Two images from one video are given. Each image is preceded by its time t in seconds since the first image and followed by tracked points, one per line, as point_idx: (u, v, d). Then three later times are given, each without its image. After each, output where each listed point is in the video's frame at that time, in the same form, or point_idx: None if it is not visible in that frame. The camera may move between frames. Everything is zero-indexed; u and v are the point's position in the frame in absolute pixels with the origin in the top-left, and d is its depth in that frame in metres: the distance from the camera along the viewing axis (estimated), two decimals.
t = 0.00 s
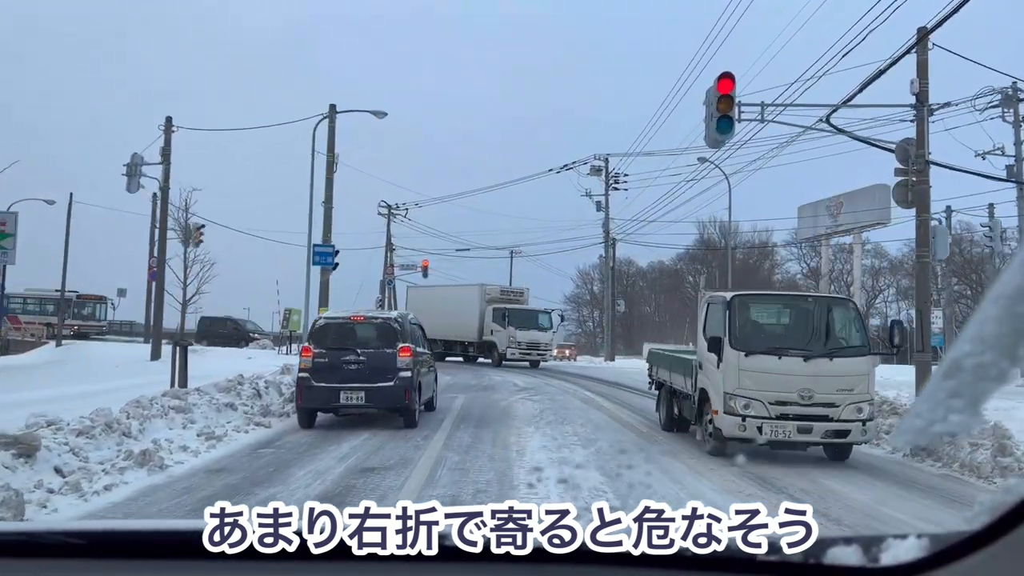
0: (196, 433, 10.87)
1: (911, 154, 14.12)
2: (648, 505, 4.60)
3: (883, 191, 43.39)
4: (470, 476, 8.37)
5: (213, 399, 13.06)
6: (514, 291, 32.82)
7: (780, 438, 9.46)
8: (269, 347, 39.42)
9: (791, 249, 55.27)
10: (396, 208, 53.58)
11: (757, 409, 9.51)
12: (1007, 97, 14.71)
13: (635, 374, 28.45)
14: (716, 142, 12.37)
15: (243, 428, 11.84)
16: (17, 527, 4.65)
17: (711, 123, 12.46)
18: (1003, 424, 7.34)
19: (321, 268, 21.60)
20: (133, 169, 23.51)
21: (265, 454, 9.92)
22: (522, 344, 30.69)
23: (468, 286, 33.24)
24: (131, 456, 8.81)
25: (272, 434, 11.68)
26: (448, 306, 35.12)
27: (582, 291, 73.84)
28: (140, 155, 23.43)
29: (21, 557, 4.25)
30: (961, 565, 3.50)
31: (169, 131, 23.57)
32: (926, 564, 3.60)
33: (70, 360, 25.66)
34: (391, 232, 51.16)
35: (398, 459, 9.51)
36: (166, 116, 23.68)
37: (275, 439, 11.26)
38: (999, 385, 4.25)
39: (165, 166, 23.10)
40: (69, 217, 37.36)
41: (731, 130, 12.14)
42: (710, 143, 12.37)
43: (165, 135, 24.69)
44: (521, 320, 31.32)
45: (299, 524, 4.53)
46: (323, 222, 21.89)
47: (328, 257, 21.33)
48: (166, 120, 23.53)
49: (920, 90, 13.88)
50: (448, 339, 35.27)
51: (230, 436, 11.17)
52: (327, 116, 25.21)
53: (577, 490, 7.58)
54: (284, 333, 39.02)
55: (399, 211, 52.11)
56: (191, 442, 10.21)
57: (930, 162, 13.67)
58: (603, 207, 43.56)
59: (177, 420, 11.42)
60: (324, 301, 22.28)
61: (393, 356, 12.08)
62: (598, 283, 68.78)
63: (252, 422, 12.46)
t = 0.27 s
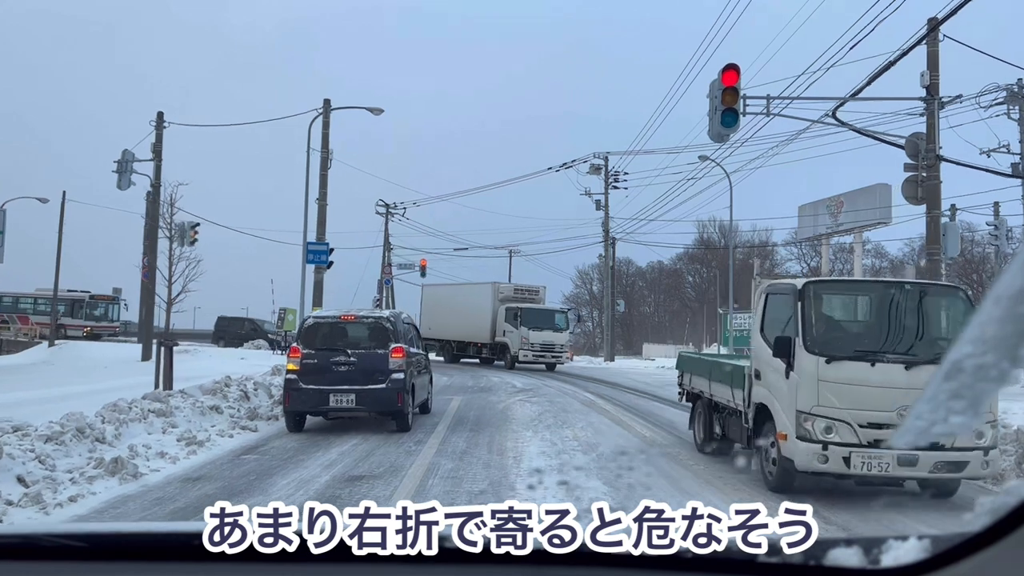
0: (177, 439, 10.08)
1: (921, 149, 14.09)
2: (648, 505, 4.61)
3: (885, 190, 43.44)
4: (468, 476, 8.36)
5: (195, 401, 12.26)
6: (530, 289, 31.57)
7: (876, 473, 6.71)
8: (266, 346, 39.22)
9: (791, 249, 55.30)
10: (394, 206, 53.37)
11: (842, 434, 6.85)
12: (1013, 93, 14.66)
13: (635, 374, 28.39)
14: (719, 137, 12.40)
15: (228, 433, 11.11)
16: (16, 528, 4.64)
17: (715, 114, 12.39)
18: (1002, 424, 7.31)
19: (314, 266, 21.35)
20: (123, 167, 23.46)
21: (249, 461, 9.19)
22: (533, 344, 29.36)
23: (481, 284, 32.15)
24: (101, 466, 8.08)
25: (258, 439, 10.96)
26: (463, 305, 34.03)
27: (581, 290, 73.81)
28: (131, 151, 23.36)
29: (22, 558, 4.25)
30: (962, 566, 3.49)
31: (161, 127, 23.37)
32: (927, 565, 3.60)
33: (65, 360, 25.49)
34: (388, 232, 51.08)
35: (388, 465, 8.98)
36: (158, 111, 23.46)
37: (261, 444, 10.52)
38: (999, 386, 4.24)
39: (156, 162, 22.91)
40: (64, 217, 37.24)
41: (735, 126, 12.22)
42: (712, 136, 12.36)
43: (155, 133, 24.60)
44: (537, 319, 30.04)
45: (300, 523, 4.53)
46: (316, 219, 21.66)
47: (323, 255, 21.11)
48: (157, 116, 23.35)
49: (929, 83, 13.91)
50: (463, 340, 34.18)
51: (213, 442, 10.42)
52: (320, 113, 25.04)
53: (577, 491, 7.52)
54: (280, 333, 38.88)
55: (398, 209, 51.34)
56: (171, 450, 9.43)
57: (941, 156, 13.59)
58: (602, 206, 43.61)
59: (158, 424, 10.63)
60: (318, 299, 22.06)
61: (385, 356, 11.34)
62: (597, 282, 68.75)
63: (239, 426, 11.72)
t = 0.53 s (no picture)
0: (155, 443, 9.92)
1: (930, 142, 14.03)
2: (647, 505, 4.62)
3: (885, 190, 43.52)
4: (466, 478, 8.35)
5: (178, 404, 12.03)
6: (546, 288, 30.44)
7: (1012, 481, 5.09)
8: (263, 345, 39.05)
9: (793, 248, 55.29)
10: (392, 205, 53.43)
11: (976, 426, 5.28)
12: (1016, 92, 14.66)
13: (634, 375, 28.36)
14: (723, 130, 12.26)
15: (211, 437, 10.90)
16: (17, 527, 4.65)
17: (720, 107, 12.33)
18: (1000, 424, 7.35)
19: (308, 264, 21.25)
20: (114, 163, 23.44)
21: (229, 467, 8.99)
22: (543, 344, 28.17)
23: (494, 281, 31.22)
24: (68, 474, 7.86)
25: (243, 443, 10.74)
26: (478, 305, 33.08)
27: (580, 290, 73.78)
28: (122, 148, 23.35)
29: (22, 558, 4.24)
30: (961, 569, 3.50)
31: (153, 123, 23.26)
32: (928, 567, 3.61)
33: (59, 360, 25.30)
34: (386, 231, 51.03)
35: (376, 474, 8.68)
36: (149, 107, 23.35)
37: (245, 449, 10.31)
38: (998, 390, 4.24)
39: (149, 159, 22.84)
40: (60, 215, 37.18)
41: (739, 118, 12.06)
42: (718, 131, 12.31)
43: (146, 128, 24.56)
44: (552, 318, 28.85)
45: (300, 523, 4.52)
46: (310, 217, 21.57)
47: (317, 253, 21.04)
48: (149, 112, 23.25)
49: (938, 75, 13.99)
50: (478, 341, 33.23)
51: (195, 446, 10.21)
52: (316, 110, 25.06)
53: (575, 493, 7.51)
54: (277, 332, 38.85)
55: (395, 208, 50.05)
56: (149, 456, 9.23)
57: (950, 152, 13.55)
58: (602, 204, 43.68)
59: (137, 428, 10.41)
60: (311, 297, 21.99)
61: (376, 357, 11.07)
62: (596, 281, 68.72)
63: (223, 429, 11.52)
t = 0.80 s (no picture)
0: (133, 448, 9.20)
1: (940, 137, 13.66)
2: (647, 505, 4.63)
3: (886, 190, 43.53)
4: (465, 478, 8.34)
5: (162, 407, 11.36)
6: (561, 285, 28.71)
7: None
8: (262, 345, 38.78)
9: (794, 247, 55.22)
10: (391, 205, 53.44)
11: None
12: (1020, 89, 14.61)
13: (633, 376, 28.35)
14: (729, 124, 12.22)
15: (195, 441, 10.21)
16: (16, 527, 4.64)
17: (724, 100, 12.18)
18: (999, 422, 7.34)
19: (303, 262, 21.11)
20: (106, 160, 23.37)
21: (212, 473, 8.35)
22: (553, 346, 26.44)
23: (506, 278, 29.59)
24: (34, 483, 7.23)
25: (228, 448, 10.03)
26: (490, 304, 31.52)
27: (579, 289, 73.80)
28: (113, 144, 23.27)
29: (23, 559, 4.24)
30: (961, 568, 3.50)
31: (144, 119, 23.15)
32: (929, 566, 3.60)
33: (51, 362, 24.94)
34: (384, 230, 51.02)
35: (366, 481, 8.01)
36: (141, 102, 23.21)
37: (231, 454, 9.63)
38: (998, 389, 4.24)
39: (140, 155, 22.73)
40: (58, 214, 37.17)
41: (745, 111, 12.03)
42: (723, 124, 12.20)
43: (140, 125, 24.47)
44: (568, 317, 27.04)
45: (300, 523, 4.54)
46: (305, 215, 21.43)
47: (312, 251, 20.92)
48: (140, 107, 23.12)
49: (950, 67, 13.62)
50: (490, 343, 31.67)
51: (177, 451, 9.53)
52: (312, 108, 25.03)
53: (575, 493, 7.47)
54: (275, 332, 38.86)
55: (392, 207, 49.35)
56: (127, 462, 8.55)
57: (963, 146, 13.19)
58: (602, 202, 43.74)
59: (115, 432, 9.75)
60: (306, 295, 21.90)
61: (369, 358, 10.37)
62: (596, 281, 68.78)
63: (209, 433, 10.82)
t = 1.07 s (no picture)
0: (112, 454, 8.95)
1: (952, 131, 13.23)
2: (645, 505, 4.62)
3: (887, 189, 43.52)
4: (463, 479, 8.32)
5: (146, 410, 11.03)
6: (578, 281, 27.07)
7: None
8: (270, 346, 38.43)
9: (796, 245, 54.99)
10: (389, 205, 53.48)
11: None
12: None
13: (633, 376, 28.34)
14: (734, 117, 12.21)
15: (180, 446, 9.91)
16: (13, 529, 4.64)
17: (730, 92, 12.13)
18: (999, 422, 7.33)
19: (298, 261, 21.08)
20: (99, 158, 23.38)
21: (193, 481, 8.09)
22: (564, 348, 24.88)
23: (520, 275, 28.09)
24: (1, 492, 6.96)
25: (215, 452, 9.81)
26: (504, 302, 30.01)
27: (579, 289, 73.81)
28: (106, 141, 23.31)
29: (22, 560, 4.23)
30: (960, 568, 3.50)
31: (137, 115, 23.15)
32: (928, 565, 3.60)
33: (43, 364, 24.62)
34: (384, 229, 51.05)
35: (355, 490, 7.81)
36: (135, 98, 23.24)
37: (216, 459, 9.38)
38: (997, 389, 4.24)
39: (133, 152, 22.74)
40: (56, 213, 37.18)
41: (750, 104, 12.03)
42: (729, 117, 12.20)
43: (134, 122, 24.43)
44: (585, 316, 25.42)
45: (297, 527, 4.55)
46: (299, 213, 21.37)
47: (306, 249, 20.89)
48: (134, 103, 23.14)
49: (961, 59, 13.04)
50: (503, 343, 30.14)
51: (160, 457, 9.25)
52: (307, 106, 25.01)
53: (573, 495, 7.45)
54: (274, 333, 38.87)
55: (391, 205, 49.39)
56: (105, 468, 8.29)
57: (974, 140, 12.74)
58: (602, 200, 43.80)
59: (94, 436, 9.39)
60: (302, 293, 21.88)
61: (361, 359, 10.09)
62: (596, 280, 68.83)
63: (196, 437, 10.53)
